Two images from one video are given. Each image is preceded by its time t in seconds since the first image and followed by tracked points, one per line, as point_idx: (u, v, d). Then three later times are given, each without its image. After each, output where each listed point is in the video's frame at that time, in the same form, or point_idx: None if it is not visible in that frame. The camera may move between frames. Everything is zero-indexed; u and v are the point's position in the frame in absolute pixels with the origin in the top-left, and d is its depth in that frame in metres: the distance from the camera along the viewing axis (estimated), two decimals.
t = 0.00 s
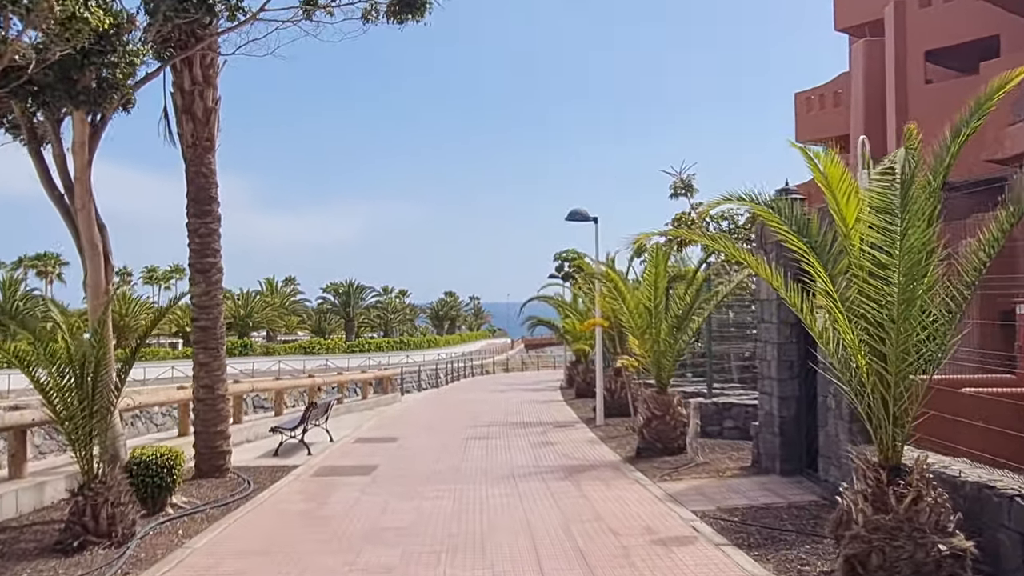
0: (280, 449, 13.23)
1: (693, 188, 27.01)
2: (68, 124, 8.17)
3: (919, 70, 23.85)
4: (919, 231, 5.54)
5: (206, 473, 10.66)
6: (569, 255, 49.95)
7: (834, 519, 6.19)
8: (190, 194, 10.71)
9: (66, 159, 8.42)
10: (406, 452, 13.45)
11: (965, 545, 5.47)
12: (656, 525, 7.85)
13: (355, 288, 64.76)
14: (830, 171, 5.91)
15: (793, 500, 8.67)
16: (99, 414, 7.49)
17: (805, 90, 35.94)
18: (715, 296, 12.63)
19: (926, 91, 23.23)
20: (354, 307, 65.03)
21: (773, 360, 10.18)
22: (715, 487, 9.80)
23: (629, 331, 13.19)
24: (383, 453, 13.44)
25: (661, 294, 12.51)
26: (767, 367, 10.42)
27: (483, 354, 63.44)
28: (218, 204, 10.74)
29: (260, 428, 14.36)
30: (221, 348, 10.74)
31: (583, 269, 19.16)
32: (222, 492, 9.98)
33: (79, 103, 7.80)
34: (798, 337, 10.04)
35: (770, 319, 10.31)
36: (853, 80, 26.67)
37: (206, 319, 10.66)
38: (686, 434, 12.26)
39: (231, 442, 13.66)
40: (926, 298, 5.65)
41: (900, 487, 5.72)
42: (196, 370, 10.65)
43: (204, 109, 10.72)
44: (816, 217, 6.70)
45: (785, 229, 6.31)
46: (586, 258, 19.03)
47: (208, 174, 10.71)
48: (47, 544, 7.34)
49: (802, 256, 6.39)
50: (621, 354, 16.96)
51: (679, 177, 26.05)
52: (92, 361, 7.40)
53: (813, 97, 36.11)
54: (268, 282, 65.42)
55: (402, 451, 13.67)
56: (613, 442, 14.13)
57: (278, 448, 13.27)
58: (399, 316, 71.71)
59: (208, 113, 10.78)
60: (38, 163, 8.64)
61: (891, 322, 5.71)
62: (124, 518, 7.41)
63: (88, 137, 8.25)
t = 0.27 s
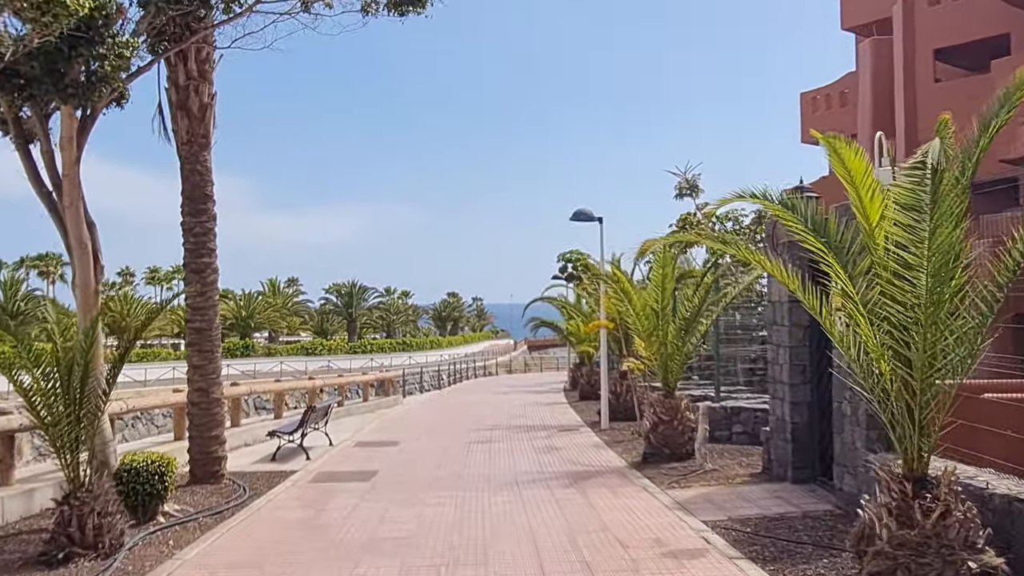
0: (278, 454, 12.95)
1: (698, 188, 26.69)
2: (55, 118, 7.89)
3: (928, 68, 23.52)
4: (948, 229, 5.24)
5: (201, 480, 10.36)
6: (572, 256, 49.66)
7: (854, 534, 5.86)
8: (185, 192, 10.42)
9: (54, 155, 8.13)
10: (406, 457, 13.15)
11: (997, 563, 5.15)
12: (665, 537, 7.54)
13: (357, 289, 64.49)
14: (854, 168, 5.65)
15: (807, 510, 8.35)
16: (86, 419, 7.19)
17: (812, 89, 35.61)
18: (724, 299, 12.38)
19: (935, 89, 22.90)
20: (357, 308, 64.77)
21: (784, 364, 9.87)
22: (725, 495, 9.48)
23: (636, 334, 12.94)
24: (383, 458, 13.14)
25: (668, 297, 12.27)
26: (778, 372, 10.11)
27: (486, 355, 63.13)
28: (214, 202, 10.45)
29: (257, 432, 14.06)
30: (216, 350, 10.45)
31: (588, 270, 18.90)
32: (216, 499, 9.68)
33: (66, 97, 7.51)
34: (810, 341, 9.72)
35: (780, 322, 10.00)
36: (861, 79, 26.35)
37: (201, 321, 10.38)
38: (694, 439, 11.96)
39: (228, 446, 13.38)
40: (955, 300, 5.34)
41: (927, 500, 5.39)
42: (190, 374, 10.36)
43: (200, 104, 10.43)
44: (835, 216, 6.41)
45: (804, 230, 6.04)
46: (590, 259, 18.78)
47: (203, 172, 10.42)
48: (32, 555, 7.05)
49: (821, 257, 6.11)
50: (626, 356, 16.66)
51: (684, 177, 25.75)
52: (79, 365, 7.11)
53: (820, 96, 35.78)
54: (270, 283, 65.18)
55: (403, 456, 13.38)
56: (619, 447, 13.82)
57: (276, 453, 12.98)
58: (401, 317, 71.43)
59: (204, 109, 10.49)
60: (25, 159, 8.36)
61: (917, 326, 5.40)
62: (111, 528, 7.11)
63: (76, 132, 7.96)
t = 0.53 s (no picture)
0: (274, 462, 12.63)
1: (702, 193, 26.41)
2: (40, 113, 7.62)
3: (935, 72, 23.28)
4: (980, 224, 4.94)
5: (194, 488, 10.05)
6: (573, 262, 49.39)
7: (877, 547, 5.54)
8: (178, 191, 10.13)
9: (40, 151, 7.85)
10: (406, 465, 12.83)
11: None
12: (676, 549, 7.22)
13: (358, 295, 64.19)
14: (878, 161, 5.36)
15: (821, 520, 8.03)
16: (68, 426, 6.88)
17: (815, 94, 35.39)
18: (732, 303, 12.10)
19: (942, 92, 22.65)
20: (357, 314, 64.48)
21: (796, 370, 9.56)
22: (735, 505, 9.17)
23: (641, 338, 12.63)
24: (382, 466, 12.83)
25: (675, 301, 11.95)
26: (789, 377, 9.80)
27: (486, 361, 62.81)
28: (208, 202, 10.17)
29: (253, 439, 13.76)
30: (210, 355, 10.15)
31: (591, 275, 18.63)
32: (210, 508, 9.37)
33: (50, 90, 7.24)
34: (823, 346, 9.41)
35: (792, 326, 9.69)
36: (866, 83, 26.12)
37: (194, 324, 10.09)
38: (701, 447, 11.64)
39: (223, 453, 13.07)
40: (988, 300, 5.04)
41: (957, 513, 5.07)
42: (183, 379, 10.07)
43: (194, 102, 10.16)
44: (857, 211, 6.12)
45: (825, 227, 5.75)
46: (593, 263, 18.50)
47: (196, 171, 10.14)
48: (13, 568, 6.73)
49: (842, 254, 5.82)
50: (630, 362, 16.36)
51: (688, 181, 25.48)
52: (61, 369, 6.81)
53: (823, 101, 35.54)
54: (270, 288, 64.91)
55: (402, 463, 13.06)
56: (623, 455, 13.51)
57: (272, 461, 12.67)
58: (402, 323, 71.11)
59: (197, 107, 10.22)
60: (10, 156, 8.08)
61: (946, 327, 5.11)
62: (96, 539, 6.80)
63: (61, 127, 7.70)
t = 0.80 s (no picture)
0: (270, 465, 12.33)
1: (704, 190, 26.10)
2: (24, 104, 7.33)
3: (941, 68, 22.89)
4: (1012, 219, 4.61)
5: (186, 493, 9.75)
6: (574, 260, 49.09)
7: (900, 561, 5.26)
8: (169, 187, 9.83)
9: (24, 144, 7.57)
10: (404, 468, 12.54)
11: None
12: (685, 559, 6.92)
13: (358, 294, 63.85)
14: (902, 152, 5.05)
15: (835, 528, 7.74)
16: (50, 430, 6.59)
17: (818, 91, 35.05)
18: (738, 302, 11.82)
19: (948, 88, 22.33)
20: (357, 313, 64.18)
21: (806, 372, 9.25)
22: (745, 511, 8.88)
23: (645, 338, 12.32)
24: (380, 469, 12.53)
25: (681, 300, 11.65)
26: (799, 379, 9.51)
27: (486, 360, 62.50)
28: (201, 199, 9.86)
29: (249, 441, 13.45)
30: (203, 355, 9.85)
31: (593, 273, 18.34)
32: (202, 514, 9.08)
33: (34, 80, 6.94)
34: (834, 347, 9.12)
35: (801, 327, 9.39)
36: (870, 80, 25.78)
37: (187, 324, 9.78)
38: (707, 450, 11.36)
39: (218, 455, 12.77)
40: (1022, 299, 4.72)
41: (988, 526, 4.78)
42: (175, 380, 9.77)
43: (186, 95, 9.86)
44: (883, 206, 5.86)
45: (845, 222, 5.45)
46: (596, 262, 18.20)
47: (189, 166, 9.84)
48: None
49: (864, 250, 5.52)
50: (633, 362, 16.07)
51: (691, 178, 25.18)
52: (43, 372, 6.51)
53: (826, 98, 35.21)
54: (270, 287, 64.60)
55: (401, 466, 12.76)
56: (627, 457, 13.21)
57: (267, 463, 12.38)
58: (402, 322, 70.80)
59: (190, 101, 9.91)
60: None
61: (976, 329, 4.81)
62: (79, 549, 6.49)
63: (47, 118, 7.37)
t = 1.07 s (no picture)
0: (265, 468, 12.03)
1: (709, 190, 25.81)
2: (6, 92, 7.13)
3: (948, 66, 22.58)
4: None
5: (178, 497, 9.46)
6: (576, 261, 48.76)
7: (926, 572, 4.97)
8: (161, 181, 9.55)
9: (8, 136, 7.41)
10: (404, 471, 12.24)
11: None
12: (696, 568, 6.63)
13: (358, 294, 63.55)
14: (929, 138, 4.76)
15: (850, 535, 7.44)
16: (31, 433, 6.30)
17: (823, 90, 34.74)
18: (746, 303, 11.57)
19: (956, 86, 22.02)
20: (357, 314, 63.87)
21: (818, 373, 8.97)
22: (754, 516, 8.58)
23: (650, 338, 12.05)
24: (379, 472, 12.23)
25: (688, 300, 11.39)
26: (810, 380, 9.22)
27: (488, 362, 62.18)
28: (194, 194, 9.57)
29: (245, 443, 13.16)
30: (195, 355, 9.57)
31: (596, 273, 18.08)
32: (193, 519, 8.79)
33: (16, 67, 6.69)
34: (847, 347, 8.84)
35: (812, 327, 9.11)
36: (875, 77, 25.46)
37: (179, 323, 9.50)
38: (714, 453, 11.07)
39: (211, 459, 12.46)
40: None
41: (1021, 536, 4.46)
42: (167, 381, 9.48)
43: (178, 87, 9.57)
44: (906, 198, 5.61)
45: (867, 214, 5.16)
46: (599, 262, 17.96)
47: (181, 161, 9.56)
48: None
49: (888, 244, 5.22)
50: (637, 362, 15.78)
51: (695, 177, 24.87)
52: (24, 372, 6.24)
53: (830, 97, 34.91)
54: (270, 288, 64.32)
55: (400, 470, 12.47)
56: (631, 461, 12.91)
57: (262, 467, 12.07)
58: (403, 323, 70.50)
59: (182, 93, 9.63)
60: None
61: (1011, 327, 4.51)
62: (62, 556, 6.18)
63: (30, 108, 7.16)
